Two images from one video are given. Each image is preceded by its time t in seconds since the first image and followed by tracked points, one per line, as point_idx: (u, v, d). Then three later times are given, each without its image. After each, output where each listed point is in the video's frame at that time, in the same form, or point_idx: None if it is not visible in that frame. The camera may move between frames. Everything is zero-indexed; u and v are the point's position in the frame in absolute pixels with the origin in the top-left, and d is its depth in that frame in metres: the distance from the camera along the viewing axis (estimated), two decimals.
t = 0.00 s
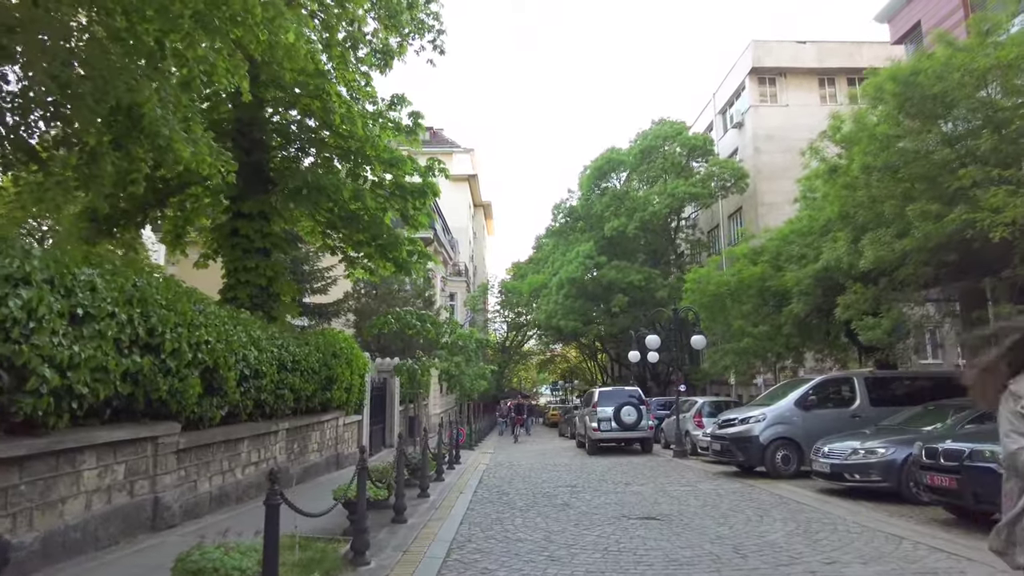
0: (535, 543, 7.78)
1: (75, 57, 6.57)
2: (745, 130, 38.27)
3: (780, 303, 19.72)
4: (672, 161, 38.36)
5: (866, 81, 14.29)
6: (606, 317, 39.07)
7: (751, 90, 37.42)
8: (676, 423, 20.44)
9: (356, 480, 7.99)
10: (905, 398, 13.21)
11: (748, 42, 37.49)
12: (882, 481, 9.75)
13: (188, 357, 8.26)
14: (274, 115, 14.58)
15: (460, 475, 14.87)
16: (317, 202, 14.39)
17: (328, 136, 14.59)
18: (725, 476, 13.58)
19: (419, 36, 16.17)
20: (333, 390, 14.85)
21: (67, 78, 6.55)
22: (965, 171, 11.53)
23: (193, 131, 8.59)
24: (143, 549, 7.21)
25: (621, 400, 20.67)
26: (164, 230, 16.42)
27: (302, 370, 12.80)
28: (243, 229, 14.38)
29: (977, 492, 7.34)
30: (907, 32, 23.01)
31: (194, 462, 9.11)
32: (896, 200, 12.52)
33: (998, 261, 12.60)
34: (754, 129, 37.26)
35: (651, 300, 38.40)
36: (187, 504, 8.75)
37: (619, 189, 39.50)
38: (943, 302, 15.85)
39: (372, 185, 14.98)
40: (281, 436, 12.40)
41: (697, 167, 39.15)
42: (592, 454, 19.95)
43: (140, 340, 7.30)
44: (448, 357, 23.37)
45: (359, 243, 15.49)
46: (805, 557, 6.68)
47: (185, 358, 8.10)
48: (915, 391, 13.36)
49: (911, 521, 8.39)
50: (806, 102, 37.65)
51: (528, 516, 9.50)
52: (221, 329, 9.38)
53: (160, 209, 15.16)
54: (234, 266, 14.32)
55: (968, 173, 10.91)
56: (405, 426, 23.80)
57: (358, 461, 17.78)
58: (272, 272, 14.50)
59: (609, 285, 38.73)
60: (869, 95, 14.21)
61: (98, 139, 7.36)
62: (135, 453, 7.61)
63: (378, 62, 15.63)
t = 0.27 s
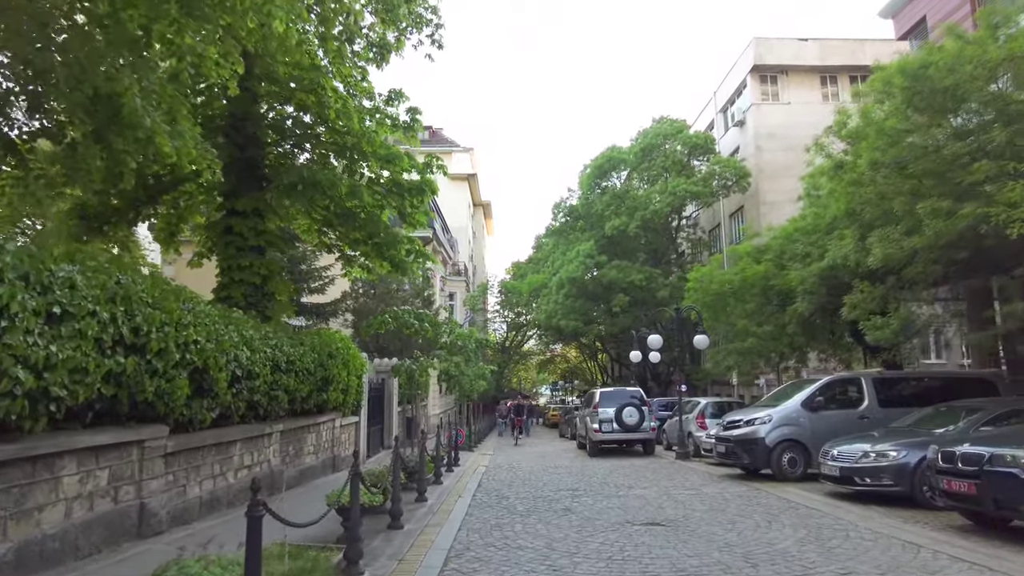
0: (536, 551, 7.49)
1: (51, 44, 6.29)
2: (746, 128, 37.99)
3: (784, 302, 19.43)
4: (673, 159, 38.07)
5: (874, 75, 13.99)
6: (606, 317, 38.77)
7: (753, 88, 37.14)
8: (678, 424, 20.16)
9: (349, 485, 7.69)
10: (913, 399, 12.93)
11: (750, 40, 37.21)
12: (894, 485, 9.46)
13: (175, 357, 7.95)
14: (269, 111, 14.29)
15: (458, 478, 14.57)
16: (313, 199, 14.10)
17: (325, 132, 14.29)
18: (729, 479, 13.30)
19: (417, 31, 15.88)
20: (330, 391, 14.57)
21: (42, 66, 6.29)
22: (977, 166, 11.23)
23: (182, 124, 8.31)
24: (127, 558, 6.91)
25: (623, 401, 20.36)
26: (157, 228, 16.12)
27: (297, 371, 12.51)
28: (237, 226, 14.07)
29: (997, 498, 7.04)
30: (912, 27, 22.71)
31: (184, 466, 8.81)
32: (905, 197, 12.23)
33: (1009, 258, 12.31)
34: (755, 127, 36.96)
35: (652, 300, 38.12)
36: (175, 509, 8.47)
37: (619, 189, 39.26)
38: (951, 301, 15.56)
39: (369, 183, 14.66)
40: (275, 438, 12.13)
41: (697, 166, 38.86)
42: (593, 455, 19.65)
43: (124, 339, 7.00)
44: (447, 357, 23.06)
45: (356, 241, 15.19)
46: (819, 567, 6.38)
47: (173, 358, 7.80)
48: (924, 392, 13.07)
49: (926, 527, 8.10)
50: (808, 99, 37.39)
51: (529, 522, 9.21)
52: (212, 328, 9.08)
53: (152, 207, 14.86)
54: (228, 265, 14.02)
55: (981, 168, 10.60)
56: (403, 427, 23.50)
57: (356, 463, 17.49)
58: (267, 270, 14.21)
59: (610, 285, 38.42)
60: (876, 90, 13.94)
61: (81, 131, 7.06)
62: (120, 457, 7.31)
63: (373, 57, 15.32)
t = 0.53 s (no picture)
0: (541, 556, 7.13)
1: (24, 18, 5.94)
2: (750, 125, 37.60)
3: (792, 299, 19.06)
4: (676, 156, 37.67)
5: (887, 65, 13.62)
6: (609, 316, 38.41)
7: (757, 84, 36.75)
8: (683, 423, 19.80)
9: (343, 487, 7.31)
10: (928, 397, 12.54)
11: (755, 36, 36.82)
12: (913, 486, 9.06)
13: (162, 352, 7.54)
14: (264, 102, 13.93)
15: (459, 479, 14.19)
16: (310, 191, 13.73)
17: (322, 125, 13.85)
18: (739, 480, 12.91)
19: (417, 21, 15.51)
20: (327, 390, 14.21)
21: (12, 41, 5.93)
22: (996, 156, 10.84)
23: (170, 110, 7.93)
24: (110, 563, 6.55)
25: (627, 400, 19.96)
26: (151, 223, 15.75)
27: (293, 368, 12.15)
28: (232, 220, 13.69)
29: None
30: (922, 20, 22.29)
31: (172, 466, 8.43)
32: (921, 189, 11.84)
33: None
34: (759, 124, 36.60)
35: (654, 298, 37.75)
36: (163, 511, 8.10)
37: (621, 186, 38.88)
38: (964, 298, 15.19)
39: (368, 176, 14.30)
40: (270, 438, 11.77)
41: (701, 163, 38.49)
42: (596, 455, 19.28)
43: (106, 333, 6.62)
44: (448, 355, 22.70)
45: (354, 236, 14.81)
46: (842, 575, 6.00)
47: (160, 353, 7.42)
48: (939, 391, 12.66)
49: (950, 531, 7.72)
50: (813, 96, 37.01)
51: (533, 525, 8.83)
52: (202, 323, 8.71)
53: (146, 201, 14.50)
54: (222, 260, 13.67)
55: (1002, 157, 10.21)
56: (403, 427, 23.13)
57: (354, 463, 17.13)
58: (262, 265, 13.86)
59: (612, 283, 38.02)
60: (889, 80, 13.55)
61: (59, 113, 6.68)
62: (103, 457, 6.95)
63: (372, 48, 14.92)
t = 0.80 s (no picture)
0: (545, 563, 6.77)
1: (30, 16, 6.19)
2: (754, 122, 37.23)
3: (799, 297, 18.69)
4: (679, 154, 37.30)
5: (901, 55, 13.26)
6: (610, 315, 38.03)
7: (761, 80, 36.39)
8: (688, 424, 19.42)
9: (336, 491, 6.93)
10: (943, 397, 12.15)
11: (758, 32, 36.46)
12: (933, 491, 8.67)
13: (147, 348, 7.18)
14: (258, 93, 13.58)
15: (459, 481, 13.81)
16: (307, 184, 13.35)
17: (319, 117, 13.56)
18: (747, 482, 12.52)
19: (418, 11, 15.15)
20: (324, 389, 13.83)
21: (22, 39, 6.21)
22: (1016, 147, 10.46)
23: (156, 97, 7.57)
24: (89, 572, 6.18)
25: (631, 400, 19.58)
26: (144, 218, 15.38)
27: (288, 366, 11.78)
28: (226, 214, 13.32)
29: None
30: (931, 14, 21.94)
31: (159, 468, 8.06)
32: (937, 182, 11.46)
33: None
34: (763, 121, 36.20)
35: (657, 297, 37.38)
36: (149, 516, 7.72)
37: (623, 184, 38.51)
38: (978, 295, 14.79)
39: (365, 169, 13.94)
40: (264, 438, 11.40)
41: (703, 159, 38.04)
42: (600, 456, 18.92)
43: (86, 328, 6.26)
44: (448, 354, 22.36)
45: (352, 231, 14.43)
46: None
47: (143, 350, 7.04)
48: (953, 391, 12.26)
49: (976, 538, 7.33)
50: (817, 93, 36.64)
51: (536, 531, 8.46)
52: (190, 319, 8.33)
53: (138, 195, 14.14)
54: (216, 255, 13.29)
55: None
56: (403, 427, 22.77)
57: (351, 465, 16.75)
58: (256, 260, 13.49)
59: (614, 281, 37.65)
60: (902, 70, 13.16)
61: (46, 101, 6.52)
62: (82, 459, 6.58)
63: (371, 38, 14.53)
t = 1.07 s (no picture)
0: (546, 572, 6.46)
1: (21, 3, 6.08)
2: (755, 120, 36.92)
3: (804, 296, 18.40)
4: (679, 152, 36.99)
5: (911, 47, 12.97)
6: (611, 314, 37.75)
7: (763, 78, 36.09)
8: (691, 424, 19.13)
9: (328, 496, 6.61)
10: (954, 397, 11.87)
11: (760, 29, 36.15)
12: (948, 495, 8.36)
13: (130, 346, 6.86)
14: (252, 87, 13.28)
15: (458, 484, 13.50)
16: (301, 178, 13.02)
17: (316, 112, 13.31)
18: (753, 485, 12.23)
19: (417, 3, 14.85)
20: (320, 390, 13.52)
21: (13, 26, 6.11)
22: None
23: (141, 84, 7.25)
24: None
25: (632, 400, 19.26)
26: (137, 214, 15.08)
27: (281, 366, 11.46)
28: (219, 210, 13.00)
29: None
30: (937, 8, 21.64)
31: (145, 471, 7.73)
32: (948, 177, 11.16)
33: None
34: (764, 119, 35.90)
35: (658, 296, 37.08)
36: (135, 522, 7.41)
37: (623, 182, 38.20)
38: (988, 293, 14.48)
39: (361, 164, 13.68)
40: (258, 441, 11.10)
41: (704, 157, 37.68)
42: (601, 457, 18.63)
43: (64, 325, 5.95)
44: (447, 353, 22.06)
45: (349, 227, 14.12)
46: None
47: (126, 348, 6.72)
48: (964, 391, 11.95)
49: (996, 545, 7.03)
50: (820, 91, 36.33)
51: (537, 536, 8.16)
52: (179, 317, 8.02)
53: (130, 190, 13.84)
54: (209, 251, 12.98)
55: None
56: (401, 427, 22.45)
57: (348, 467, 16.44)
58: (250, 257, 13.20)
59: (615, 280, 37.35)
60: (912, 63, 12.85)
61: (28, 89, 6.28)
62: (59, 463, 6.24)
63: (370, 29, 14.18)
